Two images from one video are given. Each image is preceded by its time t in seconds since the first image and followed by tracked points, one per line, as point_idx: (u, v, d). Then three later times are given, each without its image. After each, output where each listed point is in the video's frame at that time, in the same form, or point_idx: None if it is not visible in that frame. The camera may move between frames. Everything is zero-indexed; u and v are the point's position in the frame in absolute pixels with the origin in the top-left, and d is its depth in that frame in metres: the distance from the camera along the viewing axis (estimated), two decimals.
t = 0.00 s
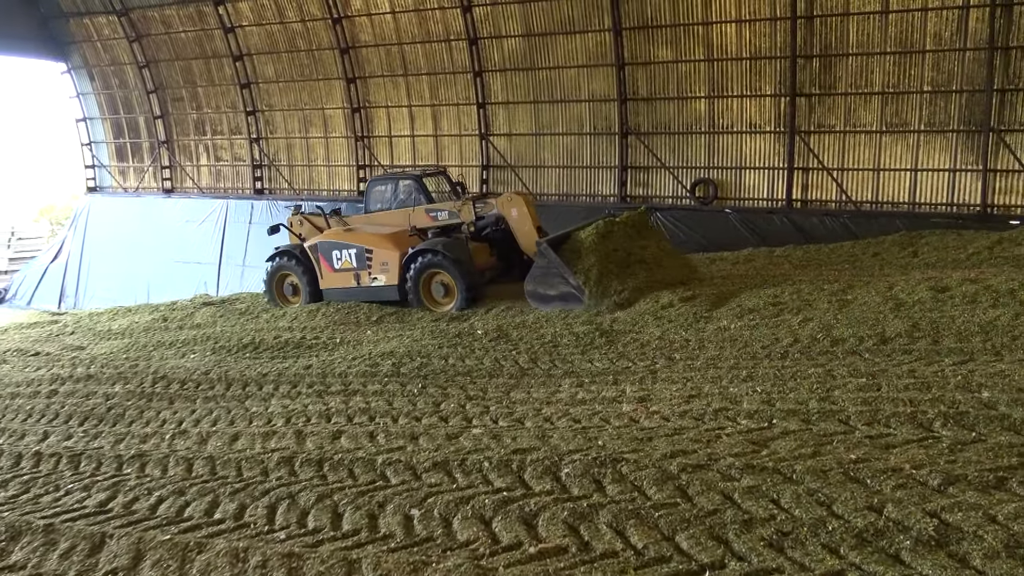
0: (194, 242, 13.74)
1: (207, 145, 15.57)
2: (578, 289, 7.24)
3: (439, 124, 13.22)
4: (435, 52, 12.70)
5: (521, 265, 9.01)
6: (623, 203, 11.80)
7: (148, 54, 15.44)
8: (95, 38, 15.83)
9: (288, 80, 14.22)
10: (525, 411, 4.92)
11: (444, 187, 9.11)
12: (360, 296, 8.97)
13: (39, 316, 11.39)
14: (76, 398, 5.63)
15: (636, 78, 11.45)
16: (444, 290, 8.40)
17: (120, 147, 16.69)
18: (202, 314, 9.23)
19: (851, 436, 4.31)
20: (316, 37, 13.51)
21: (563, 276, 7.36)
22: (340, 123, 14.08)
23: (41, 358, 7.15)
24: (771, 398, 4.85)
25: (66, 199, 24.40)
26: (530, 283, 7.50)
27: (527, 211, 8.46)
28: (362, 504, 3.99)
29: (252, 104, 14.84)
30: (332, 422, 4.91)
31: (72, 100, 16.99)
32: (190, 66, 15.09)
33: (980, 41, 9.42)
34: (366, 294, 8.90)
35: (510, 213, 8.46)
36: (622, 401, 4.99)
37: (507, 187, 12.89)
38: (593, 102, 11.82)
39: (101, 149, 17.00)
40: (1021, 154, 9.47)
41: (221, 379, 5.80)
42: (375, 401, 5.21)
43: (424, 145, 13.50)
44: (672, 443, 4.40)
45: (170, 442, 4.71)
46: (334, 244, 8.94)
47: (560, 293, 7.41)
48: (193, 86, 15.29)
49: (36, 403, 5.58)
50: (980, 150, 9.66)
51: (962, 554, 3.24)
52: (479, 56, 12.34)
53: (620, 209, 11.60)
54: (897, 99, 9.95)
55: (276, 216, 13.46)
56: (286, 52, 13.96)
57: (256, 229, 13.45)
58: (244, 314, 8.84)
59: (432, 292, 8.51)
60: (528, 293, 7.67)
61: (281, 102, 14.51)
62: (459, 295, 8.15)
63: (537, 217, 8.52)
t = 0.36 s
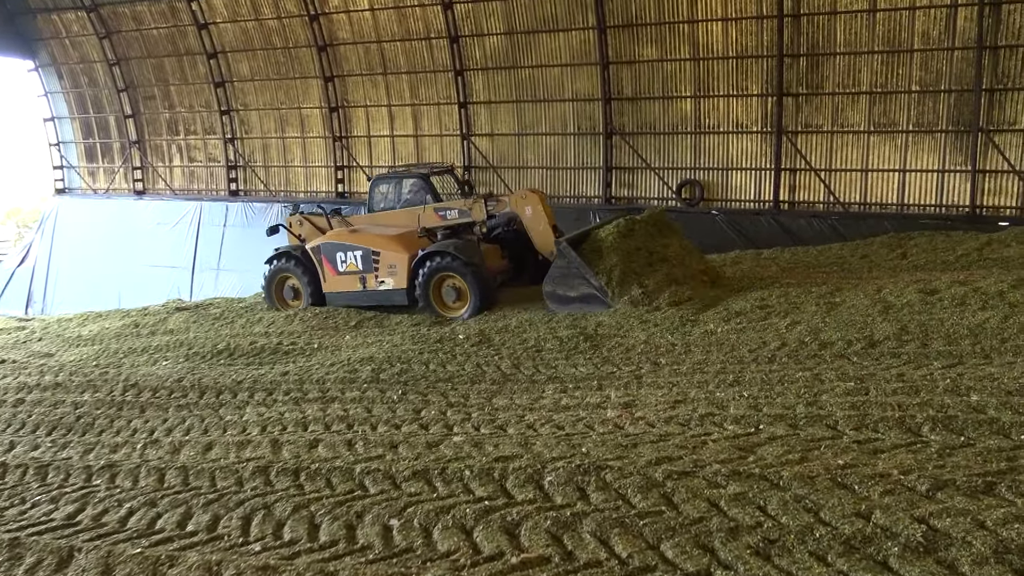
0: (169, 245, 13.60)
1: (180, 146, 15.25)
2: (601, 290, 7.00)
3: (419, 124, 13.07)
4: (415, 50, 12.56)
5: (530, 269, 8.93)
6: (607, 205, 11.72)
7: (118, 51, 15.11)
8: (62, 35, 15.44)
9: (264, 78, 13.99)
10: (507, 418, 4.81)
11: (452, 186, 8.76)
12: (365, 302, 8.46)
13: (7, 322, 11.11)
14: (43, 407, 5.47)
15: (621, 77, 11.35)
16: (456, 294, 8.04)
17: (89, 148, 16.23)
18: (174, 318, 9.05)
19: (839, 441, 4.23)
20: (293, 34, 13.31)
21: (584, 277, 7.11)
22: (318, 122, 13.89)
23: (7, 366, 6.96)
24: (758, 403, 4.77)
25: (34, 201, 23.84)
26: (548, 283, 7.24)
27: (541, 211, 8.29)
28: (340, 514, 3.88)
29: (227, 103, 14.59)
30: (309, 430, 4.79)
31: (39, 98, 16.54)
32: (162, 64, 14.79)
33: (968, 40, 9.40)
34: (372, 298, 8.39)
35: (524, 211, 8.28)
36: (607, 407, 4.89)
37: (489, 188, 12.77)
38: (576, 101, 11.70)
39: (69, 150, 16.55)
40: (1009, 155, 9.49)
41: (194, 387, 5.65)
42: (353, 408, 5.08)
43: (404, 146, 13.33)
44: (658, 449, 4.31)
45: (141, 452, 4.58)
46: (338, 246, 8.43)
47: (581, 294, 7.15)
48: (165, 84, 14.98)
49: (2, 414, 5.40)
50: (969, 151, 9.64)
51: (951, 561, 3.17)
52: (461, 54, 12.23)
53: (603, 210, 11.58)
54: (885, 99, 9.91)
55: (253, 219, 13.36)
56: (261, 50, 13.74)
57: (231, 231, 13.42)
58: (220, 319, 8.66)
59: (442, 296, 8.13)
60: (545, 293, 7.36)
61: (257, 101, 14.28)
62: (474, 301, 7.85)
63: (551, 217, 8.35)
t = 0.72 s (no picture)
0: (139, 248, 13.35)
1: (146, 147, 14.99)
2: (618, 290, 6.80)
3: (393, 124, 12.91)
4: (389, 49, 12.40)
5: (535, 272, 8.24)
6: (586, 206, 11.64)
7: (82, 49, 14.80)
8: (24, 33, 15.09)
9: (234, 77, 13.76)
10: (485, 425, 4.70)
11: (454, 184, 8.44)
12: (368, 306, 8.10)
13: None
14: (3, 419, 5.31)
15: (600, 76, 11.25)
16: (464, 297, 7.69)
17: (52, 150, 15.95)
18: (141, 323, 8.84)
19: (821, 445, 4.16)
20: (263, 31, 13.10)
21: (601, 277, 6.89)
22: (289, 122, 13.68)
23: None
24: (739, 408, 4.69)
25: None
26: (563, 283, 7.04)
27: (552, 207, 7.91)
28: (311, 526, 3.76)
29: (195, 103, 14.33)
30: (281, 439, 4.66)
31: None
32: (127, 61, 14.48)
33: (950, 38, 9.39)
34: (374, 302, 8.03)
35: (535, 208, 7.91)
36: (586, 413, 4.80)
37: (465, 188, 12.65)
38: (555, 101, 11.59)
39: (31, 151, 16.21)
40: (992, 155, 9.51)
41: (161, 396, 5.51)
42: (326, 417, 4.96)
43: (378, 146, 13.14)
44: (638, 456, 4.22)
45: (105, 464, 4.45)
46: (338, 247, 8.08)
47: (597, 295, 6.94)
48: (131, 83, 14.69)
49: None
50: (952, 151, 9.66)
51: (934, 567, 3.11)
52: (436, 52, 12.10)
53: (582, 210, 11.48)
54: (867, 98, 9.89)
55: (222, 220, 13.04)
56: (230, 48, 13.50)
57: (199, 235, 13.05)
58: (188, 325, 8.48)
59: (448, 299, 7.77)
60: (559, 293, 7.14)
61: (227, 101, 14.03)
62: (482, 304, 7.51)
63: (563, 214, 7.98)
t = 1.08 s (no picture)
0: (99, 253, 13.11)
1: (108, 147, 14.65)
2: (635, 291, 6.65)
3: (364, 126, 12.70)
4: (360, 48, 12.23)
5: (539, 275, 8.28)
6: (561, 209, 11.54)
7: (41, 47, 14.48)
8: None
9: (199, 76, 13.49)
10: (457, 435, 4.61)
11: (455, 184, 8.29)
12: (366, 311, 7.77)
13: None
14: None
15: (576, 77, 11.16)
16: (469, 302, 7.45)
17: (8, 151, 15.53)
18: (101, 331, 8.62)
19: (799, 453, 4.10)
20: (230, 29, 12.90)
21: (617, 278, 6.74)
22: (256, 123, 13.44)
23: None
24: (717, 415, 4.62)
25: None
26: (578, 283, 6.89)
27: (561, 206, 7.82)
28: (277, 539, 3.66)
29: (158, 103, 14.03)
30: (247, 450, 4.55)
31: None
32: (88, 60, 14.18)
33: (930, 40, 9.40)
34: (374, 307, 7.72)
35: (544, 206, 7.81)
36: (561, 422, 4.71)
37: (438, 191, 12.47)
38: (530, 102, 11.48)
39: None
40: (972, 158, 9.50)
41: (122, 406, 5.37)
42: (293, 427, 4.85)
43: (348, 148, 12.90)
44: (613, 465, 4.14)
45: (63, 478, 4.32)
46: (337, 249, 7.74)
47: (613, 295, 6.78)
48: (91, 82, 14.37)
49: None
50: (931, 153, 9.65)
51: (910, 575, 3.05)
52: (408, 52, 11.95)
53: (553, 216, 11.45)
54: (846, 100, 9.87)
55: (187, 223, 12.89)
56: (196, 46, 13.25)
57: (164, 239, 12.93)
58: (152, 332, 8.28)
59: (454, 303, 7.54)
60: (573, 295, 6.96)
61: (192, 101, 13.76)
62: (491, 308, 7.29)
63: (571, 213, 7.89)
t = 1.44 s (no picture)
0: (49, 255, 12.81)
1: (57, 146, 14.24)
2: (648, 285, 6.49)
3: (324, 125, 12.45)
4: (321, 44, 12.03)
5: (537, 276, 8.17)
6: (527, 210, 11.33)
7: None
8: None
9: (152, 72, 13.16)
10: (419, 442, 4.52)
11: (447, 182, 7.99)
12: (359, 315, 7.51)
13: None
14: None
15: (542, 76, 11.07)
16: (469, 302, 7.20)
17: None
18: (47, 338, 8.39)
19: (766, 458, 4.05)
20: (184, 24, 12.63)
21: (627, 272, 6.57)
22: (212, 122, 13.13)
23: None
24: (684, 421, 4.56)
25: None
26: (586, 277, 6.70)
27: (562, 199, 7.29)
28: (233, 552, 3.54)
29: (109, 101, 13.67)
30: (201, 460, 4.43)
31: None
32: (36, 55, 13.82)
33: (898, 40, 9.42)
34: (368, 310, 7.46)
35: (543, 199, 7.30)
36: (525, 428, 4.63)
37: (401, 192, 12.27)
38: (495, 100, 11.35)
39: None
40: (940, 159, 9.55)
41: (71, 415, 5.21)
42: (250, 435, 4.73)
43: (308, 148, 12.64)
44: (578, 472, 4.06)
45: (6, 491, 4.17)
46: (327, 251, 7.45)
47: (623, 290, 6.62)
48: (39, 78, 13.97)
49: None
50: (899, 155, 9.68)
51: None
52: (370, 49, 11.77)
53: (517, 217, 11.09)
54: (815, 100, 9.87)
55: (139, 225, 12.55)
56: (149, 42, 12.95)
57: (114, 241, 12.60)
58: (104, 338, 8.05)
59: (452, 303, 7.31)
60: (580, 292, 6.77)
61: (144, 98, 13.42)
62: (495, 307, 7.05)
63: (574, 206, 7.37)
